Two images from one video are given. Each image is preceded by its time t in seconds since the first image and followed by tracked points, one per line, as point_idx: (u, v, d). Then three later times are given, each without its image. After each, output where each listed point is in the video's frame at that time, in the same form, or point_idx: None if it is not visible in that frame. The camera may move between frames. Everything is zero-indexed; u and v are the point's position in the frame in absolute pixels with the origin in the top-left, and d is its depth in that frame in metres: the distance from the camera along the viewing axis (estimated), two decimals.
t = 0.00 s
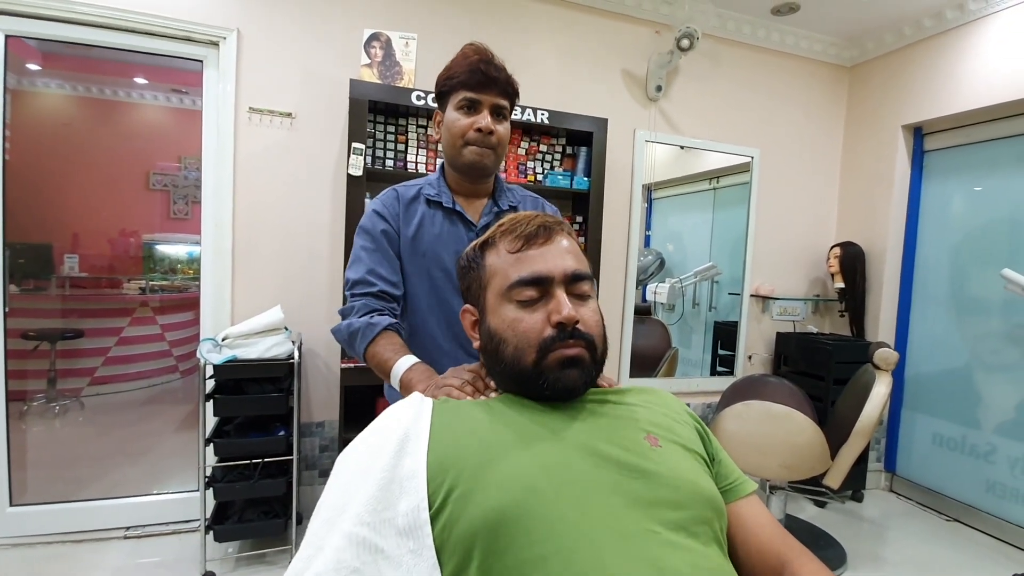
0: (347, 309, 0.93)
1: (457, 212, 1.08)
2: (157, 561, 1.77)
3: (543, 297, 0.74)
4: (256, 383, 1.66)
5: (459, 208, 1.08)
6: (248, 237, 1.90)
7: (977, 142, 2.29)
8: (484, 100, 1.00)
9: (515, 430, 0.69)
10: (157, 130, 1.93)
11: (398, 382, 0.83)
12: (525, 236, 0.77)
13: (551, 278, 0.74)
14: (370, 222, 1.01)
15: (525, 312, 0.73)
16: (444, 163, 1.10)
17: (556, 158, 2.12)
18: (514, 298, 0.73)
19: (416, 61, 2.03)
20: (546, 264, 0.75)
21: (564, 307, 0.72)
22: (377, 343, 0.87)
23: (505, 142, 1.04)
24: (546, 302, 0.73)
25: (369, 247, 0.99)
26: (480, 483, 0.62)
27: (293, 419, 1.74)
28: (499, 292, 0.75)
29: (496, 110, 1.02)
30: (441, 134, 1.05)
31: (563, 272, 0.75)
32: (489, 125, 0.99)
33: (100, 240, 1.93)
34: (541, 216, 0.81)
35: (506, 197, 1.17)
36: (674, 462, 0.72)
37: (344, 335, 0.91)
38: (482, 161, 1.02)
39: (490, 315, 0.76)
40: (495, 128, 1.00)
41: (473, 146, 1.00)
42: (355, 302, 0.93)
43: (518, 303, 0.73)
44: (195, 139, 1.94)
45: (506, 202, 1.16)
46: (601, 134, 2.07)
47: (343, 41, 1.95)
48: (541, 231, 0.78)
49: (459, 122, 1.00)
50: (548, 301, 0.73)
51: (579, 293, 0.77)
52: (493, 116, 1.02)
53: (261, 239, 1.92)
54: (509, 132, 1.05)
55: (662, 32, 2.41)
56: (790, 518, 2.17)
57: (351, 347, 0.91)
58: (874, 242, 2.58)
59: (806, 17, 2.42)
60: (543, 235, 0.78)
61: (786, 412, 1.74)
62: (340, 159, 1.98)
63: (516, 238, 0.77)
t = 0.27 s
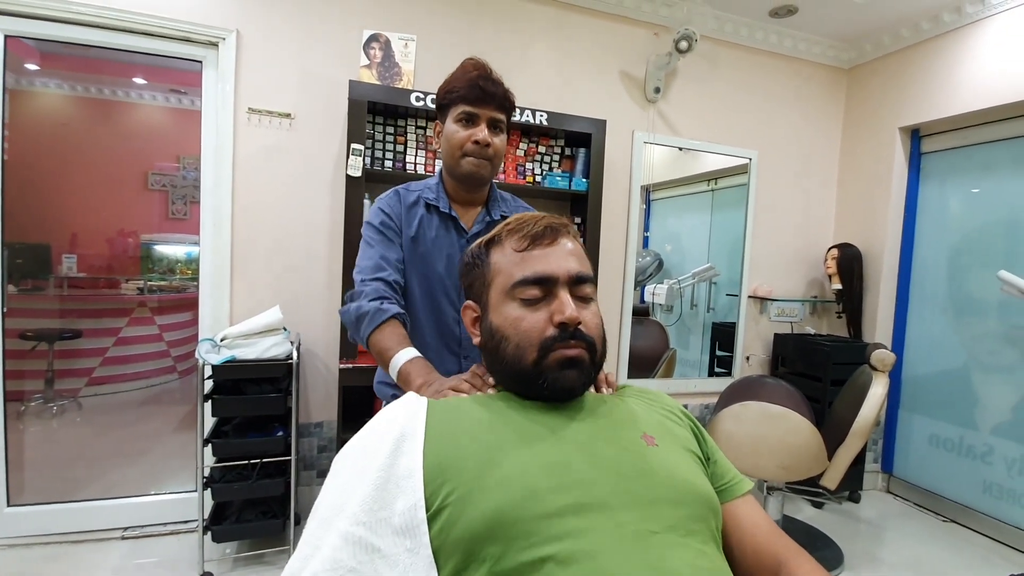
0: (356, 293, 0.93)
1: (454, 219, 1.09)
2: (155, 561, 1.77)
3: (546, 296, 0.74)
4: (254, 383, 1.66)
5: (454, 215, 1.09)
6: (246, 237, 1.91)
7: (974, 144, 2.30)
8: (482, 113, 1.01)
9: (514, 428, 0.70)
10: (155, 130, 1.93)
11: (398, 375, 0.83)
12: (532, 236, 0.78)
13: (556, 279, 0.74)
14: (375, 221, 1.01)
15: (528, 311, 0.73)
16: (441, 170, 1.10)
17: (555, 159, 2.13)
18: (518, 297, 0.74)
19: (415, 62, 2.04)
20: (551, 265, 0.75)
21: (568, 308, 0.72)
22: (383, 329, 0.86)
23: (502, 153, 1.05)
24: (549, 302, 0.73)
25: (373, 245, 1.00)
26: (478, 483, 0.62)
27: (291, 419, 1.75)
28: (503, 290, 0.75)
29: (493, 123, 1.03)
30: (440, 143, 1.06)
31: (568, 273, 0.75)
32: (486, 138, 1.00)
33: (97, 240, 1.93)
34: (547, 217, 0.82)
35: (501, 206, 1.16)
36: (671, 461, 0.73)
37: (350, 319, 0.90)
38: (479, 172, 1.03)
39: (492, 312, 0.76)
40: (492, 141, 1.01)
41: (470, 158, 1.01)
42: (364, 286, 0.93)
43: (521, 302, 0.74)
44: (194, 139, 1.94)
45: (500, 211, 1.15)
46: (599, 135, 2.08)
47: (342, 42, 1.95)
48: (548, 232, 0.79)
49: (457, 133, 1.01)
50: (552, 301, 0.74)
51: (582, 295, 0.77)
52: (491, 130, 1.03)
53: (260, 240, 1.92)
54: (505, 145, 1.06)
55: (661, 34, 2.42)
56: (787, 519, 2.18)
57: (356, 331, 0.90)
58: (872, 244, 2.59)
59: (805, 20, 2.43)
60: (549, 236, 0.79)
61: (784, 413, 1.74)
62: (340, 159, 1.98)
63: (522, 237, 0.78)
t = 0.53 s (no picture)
0: (360, 275, 0.91)
1: (453, 221, 1.09)
2: (153, 561, 1.76)
3: (560, 295, 0.74)
4: (254, 383, 1.66)
5: (453, 216, 1.09)
6: (246, 237, 1.90)
7: (972, 146, 2.31)
8: (482, 117, 1.01)
9: (514, 426, 0.70)
10: (155, 130, 1.93)
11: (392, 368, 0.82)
12: (548, 234, 0.78)
13: (571, 278, 0.75)
14: (377, 216, 1.02)
15: (542, 309, 0.73)
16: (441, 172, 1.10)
17: (555, 160, 2.14)
18: (531, 293, 0.74)
19: (415, 64, 2.04)
20: (566, 264, 0.75)
21: (582, 307, 0.73)
22: (384, 317, 0.85)
23: (501, 157, 1.05)
24: (563, 301, 0.74)
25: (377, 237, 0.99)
26: (479, 482, 0.62)
27: (290, 419, 1.74)
28: (516, 286, 0.75)
29: (494, 127, 1.03)
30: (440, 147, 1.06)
31: (584, 273, 0.76)
32: (485, 142, 1.00)
33: (97, 240, 1.93)
34: (563, 217, 0.82)
35: (500, 209, 1.16)
36: (671, 461, 0.73)
37: (353, 299, 0.88)
38: (478, 175, 1.03)
39: (503, 308, 0.76)
40: (491, 144, 1.01)
41: (469, 161, 1.01)
42: (369, 270, 0.91)
43: (534, 299, 0.74)
44: (193, 139, 1.94)
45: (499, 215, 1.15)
46: (599, 136, 2.08)
47: (342, 42, 1.96)
48: (564, 231, 0.80)
49: (456, 137, 1.01)
50: (565, 300, 0.74)
51: (595, 297, 0.78)
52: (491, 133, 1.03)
53: (259, 240, 1.92)
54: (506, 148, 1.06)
55: (661, 35, 2.42)
56: (786, 519, 2.18)
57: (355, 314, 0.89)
58: (870, 245, 2.59)
59: (804, 21, 2.44)
60: (564, 236, 0.79)
61: (783, 413, 1.75)
62: (339, 160, 1.98)
63: (538, 235, 0.78)
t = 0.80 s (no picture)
0: (350, 303, 0.91)
1: (453, 230, 1.09)
2: (152, 561, 1.76)
3: (568, 298, 0.74)
4: (253, 383, 1.66)
5: (453, 226, 1.09)
6: (246, 237, 1.91)
7: (972, 148, 2.31)
8: (483, 122, 1.01)
9: (516, 427, 0.70)
10: (155, 130, 1.93)
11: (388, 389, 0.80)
12: (555, 236, 0.78)
13: (579, 280, 0.74)
14: (375, 228, 1.02)
15: (549, 311, 0.73)
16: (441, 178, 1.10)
17: (555, 161, 2.14)
18: (538, 295, 0.74)
19: (415, 65, 2.04)
20: (574, 265, 0.75)
21: (590, 311, 0.72)
22: (374, 342, 0.84)
23: (503, 162, 1.05)
24: (570, 304, 0.73)
25: (371, 255, 0.99)
26: (480, 484, 0.62)
27: (290, 419, 1.74)
28: (522, 287, 0.75)
29: (495, 131, 1.03)
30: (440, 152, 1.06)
31: (592, 276, 0.75)
32: (487, 146, 1.00)
33: (96, 240, 1.93)
34: (571, 218, 0.82)
35: (501, 215, 1.16)
36: (673, 462, 0.73)
37: (342, 328, 0.88)
38: (479, 180, 1.03)
39: (510, 309, 0.76)
40: (492, 149, 1.01)
41: (470, 166, 1.01)
42: (359, 296, 0.91)
43: (542, 301, 0.73)
44: (193, 139, 1.94)
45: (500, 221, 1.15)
46: (599, 137, 2.09)
47: (343, 42, 1.96)
48: (572, 233, 0.79)
49: (457, 141, 1.01)
50: (573, 303, 0.74)
51: (602, 299, 0.78)
52: (492, 137, 1.03)
53: (259, 240, 1.92)
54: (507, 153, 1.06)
55: (661, 37, 2.43)
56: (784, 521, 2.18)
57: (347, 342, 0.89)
58: (870, 247, 2.60)
59: (804, 23, 2.44)
60: (572, 238, 0.79)
61: (781, 415, 1.75)
62: (340, 160, 1.98)
63: (546, 236, 0.78)
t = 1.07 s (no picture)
0: (343, 317, 0.90)
1: (456, 234, 1.09)
2: (151, 561, 1.76)
3: (574, 297, 0.72)
4: (253, 383, 1.66)
5: (457, 232, 1.09)
6: (245, 237, 1.91)
7: (971, 149, 2.32)
8: (489, 124, 1.01)
9: (521, 427, 0.70)
10: (155, 130, 1.93)
11: (387, 394, 0.78)
12: (561, 230, 0.75)
13: (585, 279, 0.72)
14: (375, 234, 1.02)
15: (554, 311, 0.72)
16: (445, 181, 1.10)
17: (554, 161, 2.14)
18: (543, 295, 0.72)
19: (415, 65, 2.04)
20: (580, 263, 0.73)
21: (596, 312, 0.71)
22: (369, 352, 0.83)
23: (509, 164, 1.05)
24: (576, 304, 0.72)
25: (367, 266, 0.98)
26: (483, 489, 0.62)
27: (289, 419, 1.74)
28: (526, 285, 0.73)
29: (501, 133, 1.03)
30: (445, 155, 1.06)
31: (599, 273, 0.74)
32: (493, 149, 1.00)
33: (96, 240, 1.93)
34: (577, 210, 0.79)
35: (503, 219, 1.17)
36: (680, 466, 0.73)
37: (335, 345, 0.87)
38: (485, 184, 1.03)
39: (513, 308, 0.74)
40: (499, 152, 1.01)
41: (476, 170, 1.01)
42: (351, 311, 0.90)
43: (547, 301, 0.72)
44: (193, 139, 1.94)
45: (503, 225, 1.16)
46: (598, 137, 2.09)
47: (343, 43, 1.96)
48: (578, 226, 0.77)
49: (463, 144, 1.01)
50: (579, 303, 0.72)
51: (608, 296, 0.76)
52: (498, 139, 1.03)
53: (258, 239, 1.92)
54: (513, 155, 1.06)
55: (660, 37, 2.43)
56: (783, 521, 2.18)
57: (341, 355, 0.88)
58: (869, 248, 2.60)
59: (803, 24, 2.44)
60: (578, 232, 0.76)
61: (781, 415, 1.75)
62: (339, 160, 1.98)
63: (550, 231, 0.76)
